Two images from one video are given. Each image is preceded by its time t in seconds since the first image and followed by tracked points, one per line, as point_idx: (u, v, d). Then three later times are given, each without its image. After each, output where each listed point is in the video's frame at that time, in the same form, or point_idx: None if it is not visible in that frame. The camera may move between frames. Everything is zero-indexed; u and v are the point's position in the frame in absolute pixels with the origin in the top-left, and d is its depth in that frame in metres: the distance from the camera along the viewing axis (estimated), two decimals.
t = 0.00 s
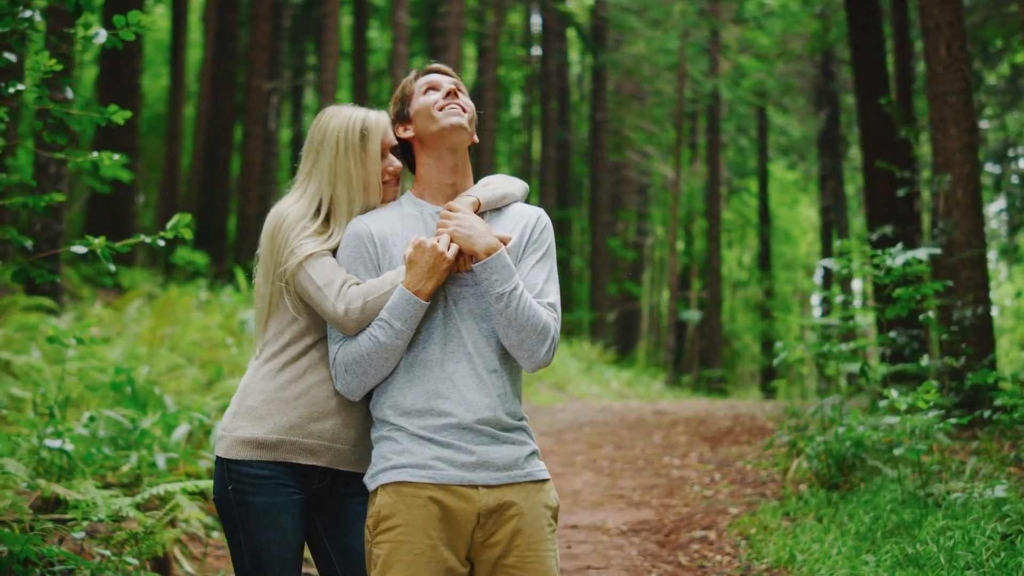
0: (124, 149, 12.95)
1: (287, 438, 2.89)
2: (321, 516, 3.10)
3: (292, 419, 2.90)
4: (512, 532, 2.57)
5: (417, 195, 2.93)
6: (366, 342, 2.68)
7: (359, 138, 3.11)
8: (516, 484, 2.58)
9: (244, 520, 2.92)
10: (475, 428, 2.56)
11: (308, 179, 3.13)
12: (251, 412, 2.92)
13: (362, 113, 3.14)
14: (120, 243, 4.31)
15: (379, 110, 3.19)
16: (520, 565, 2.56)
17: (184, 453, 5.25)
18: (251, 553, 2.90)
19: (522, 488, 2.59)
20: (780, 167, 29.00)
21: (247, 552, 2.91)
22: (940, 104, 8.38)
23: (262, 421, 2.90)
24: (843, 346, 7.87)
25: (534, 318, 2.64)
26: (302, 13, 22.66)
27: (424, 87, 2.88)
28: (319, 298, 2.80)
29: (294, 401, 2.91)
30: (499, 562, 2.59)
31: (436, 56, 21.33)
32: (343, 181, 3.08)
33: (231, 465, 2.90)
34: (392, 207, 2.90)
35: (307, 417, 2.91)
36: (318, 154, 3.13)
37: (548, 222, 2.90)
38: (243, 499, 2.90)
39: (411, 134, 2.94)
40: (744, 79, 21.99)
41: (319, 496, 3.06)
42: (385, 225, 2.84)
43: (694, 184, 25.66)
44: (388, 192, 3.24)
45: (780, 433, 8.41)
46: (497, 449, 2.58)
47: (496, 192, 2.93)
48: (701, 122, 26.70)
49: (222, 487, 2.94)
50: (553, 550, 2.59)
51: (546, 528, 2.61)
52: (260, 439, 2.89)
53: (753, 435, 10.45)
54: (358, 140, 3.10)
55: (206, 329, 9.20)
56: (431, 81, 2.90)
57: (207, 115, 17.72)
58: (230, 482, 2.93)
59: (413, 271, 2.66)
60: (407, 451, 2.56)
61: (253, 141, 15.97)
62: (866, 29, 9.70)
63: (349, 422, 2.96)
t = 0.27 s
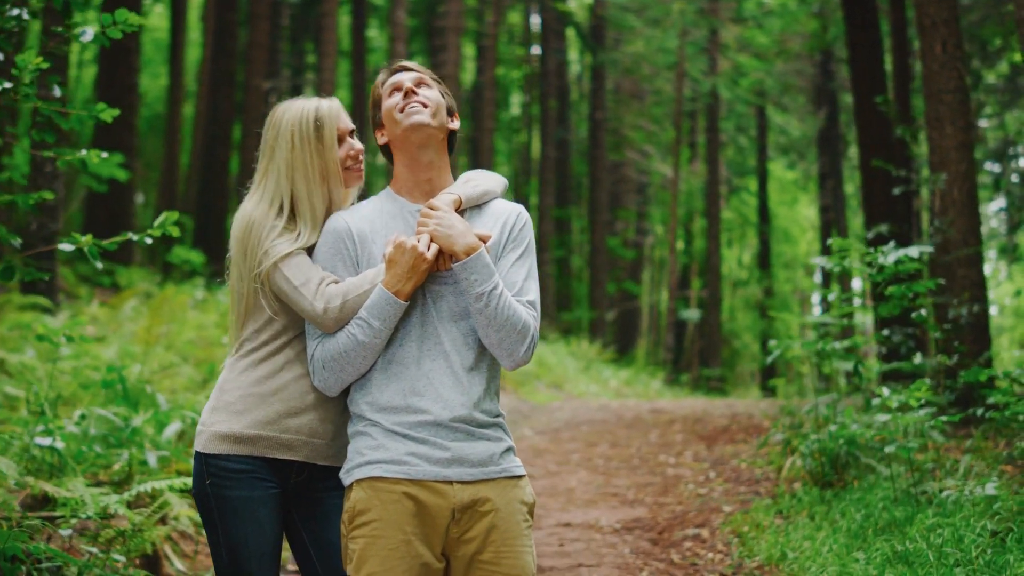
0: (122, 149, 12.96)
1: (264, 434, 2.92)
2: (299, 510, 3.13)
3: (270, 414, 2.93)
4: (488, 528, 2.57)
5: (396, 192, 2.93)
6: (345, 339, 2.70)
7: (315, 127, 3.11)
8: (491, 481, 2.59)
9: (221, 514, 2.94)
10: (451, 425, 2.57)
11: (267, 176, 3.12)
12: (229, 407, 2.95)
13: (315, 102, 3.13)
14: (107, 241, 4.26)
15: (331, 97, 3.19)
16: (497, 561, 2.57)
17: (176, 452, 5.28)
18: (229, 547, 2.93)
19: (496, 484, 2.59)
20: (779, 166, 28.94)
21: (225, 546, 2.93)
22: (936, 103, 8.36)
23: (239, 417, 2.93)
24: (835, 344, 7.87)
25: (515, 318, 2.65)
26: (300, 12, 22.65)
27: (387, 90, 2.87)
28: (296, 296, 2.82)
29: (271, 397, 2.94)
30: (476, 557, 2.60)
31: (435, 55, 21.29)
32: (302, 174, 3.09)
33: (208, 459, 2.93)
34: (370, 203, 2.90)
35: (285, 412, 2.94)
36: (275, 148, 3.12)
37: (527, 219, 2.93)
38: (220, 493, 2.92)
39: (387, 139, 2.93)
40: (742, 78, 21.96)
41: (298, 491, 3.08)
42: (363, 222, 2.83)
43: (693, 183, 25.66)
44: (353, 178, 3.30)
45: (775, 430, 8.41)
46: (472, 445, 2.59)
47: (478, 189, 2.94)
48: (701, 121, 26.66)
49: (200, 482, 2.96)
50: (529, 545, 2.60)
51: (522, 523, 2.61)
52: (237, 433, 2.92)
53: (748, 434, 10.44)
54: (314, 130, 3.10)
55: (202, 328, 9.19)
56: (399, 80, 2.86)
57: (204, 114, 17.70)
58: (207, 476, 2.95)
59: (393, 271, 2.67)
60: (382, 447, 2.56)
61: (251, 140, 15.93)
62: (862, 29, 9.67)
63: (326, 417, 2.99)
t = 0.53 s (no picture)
0: (125, 149, 12.96)
1: (252, 427, 2.94)
2: (286, 502, 3.12)
3: (256, 408, 2.96)
4: (468, 522, 2.60)
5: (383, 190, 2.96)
6: (328, 337, 2.70)
7: (280, 113, 3.11)
8: (470, 476, 2.62)
9: (209, 507, 2.95)
10: (433, 421, 2.59)
11: (234, 167, 3.12)
12: (216, 402, 2.96)
13: (279, 90, 3.14)
14: (99, 237, 4.26)
15: (294, 85, 3.20)
16: (476, 555, 2.60)
17: (171, 449, 5.31)
18: (216, 539, 2.92)
19: (475, 479, 2.62)
20: (784, 165, 28.88)
21: (212, 539, 2.94)
22: (937, 101, 8.31)
23: (227, 411, 2.95)
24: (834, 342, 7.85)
25: (501, 318, 2.70)
26: (304, 11, 22.63)
27: (355, 94, 2.88)
28: (280, 295, 2.82)
29: (257, 391, 2.98)
30: (455, 552, 2.62)
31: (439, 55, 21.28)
32: (268, 160, 3.09)
33: (196, 453, 2.94)
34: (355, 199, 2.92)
35: (271, 406, 2.97)
36: (241, 139, 3.12)
37: (511, 216, 2.95)
38: (208, 486, 2.94)
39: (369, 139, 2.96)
40: (747, 77, 21.92)
41: (284, 484, 3.09)
42: (346, 219, 2.84)
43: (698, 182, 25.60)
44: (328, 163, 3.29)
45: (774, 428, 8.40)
46: (452, 441, 2.62)
47: (462, 185, 2.95)
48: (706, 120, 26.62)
49: (187, 474, 2.97)
50: (509, 539, 2.64)
51: (502, 518, 2.64)
52: (224, 427, 2.94)
53: (750, 432, 10.44)
54: (279, 116, 3.10)
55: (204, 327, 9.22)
56: (364, 81, 2.87)
57: (209, 114, 17.74)
58: (194, 470, 2.96)
59: (378, 272, 2.68)
60: (361, 442, 2.58)
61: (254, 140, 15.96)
62: (865, 26, 9.64)
63: (312, 410, 3.04)
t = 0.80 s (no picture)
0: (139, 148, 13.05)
1: (267, 419, 2.95)
2: (297, 492, 3.14)
3: (268, 399, 2.96)
4: (461, 516, 2.65)
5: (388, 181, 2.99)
6: (330, 331, 2.72)
7: (278, 97, 3.09)
8: (461, 470, 2.66)
9: (222, 499, 2.95)
10: (429, 417, 2.64)
11: (231, 152, 3.08)
12: (230, 395, 2.95)
13: (274, 74, 3.13)
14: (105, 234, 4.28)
15: (288, 70, 3.18)
16: (469, 549, 2.65)
17: (181, 445, 5.35)
18: (228, 531, 2.94)
19: (466, 473, 2.66)
20: (800, 163, 28.71)
21: (223, 530, 2.95)
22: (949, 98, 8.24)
23: (242, 404, 2.95)
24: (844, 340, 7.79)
25: (505, 311, 2.73)
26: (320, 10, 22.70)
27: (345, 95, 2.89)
28: (282, 290, 2.80)
29: (269, 381, 2.98)
30: (446, 545, 2.67)
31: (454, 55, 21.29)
32: (268, 144, 3.07)
33: (211, 446, 2.94)
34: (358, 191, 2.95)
35: (282, 397, 2.97)
36: (238, 123, 3.09)
37: (510, 208, 2.96)
38: (223, 479, 2.94)
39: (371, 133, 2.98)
40: (763, 76, 21.81)
41: (294, 474, 3.11)
42: (346, 213, 2.85)
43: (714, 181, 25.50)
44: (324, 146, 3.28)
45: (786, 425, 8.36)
46: (444, 436, 2.65)
47: (460, 177, 2.95)
48: (722, 119, 26.49)
49: (201, 466, 2.97)
50: (503, 533, 2.69)
51: (495, 512, 2.69)
52: (240, 420, 2.94)
53: (763, 430, 10.39)
54: (277, 101, 3.09)
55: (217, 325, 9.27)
56: (354, 82, 2.86)
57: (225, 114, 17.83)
58: (208, 462, 2.95)
59: (381, 267, 2.69)
60: (352, 436, 2.62)
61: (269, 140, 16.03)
62: (880, 23, 9.56)
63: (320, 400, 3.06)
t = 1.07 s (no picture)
0: (167, 148, 13.19)
1: (290, 412, 2.92)
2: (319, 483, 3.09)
3: (290, 393, 2.92)
4: (465, 509, 2.72)
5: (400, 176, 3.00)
6: (346, 324, 2.75)
7: (296, 87, 3.03)
8: (467, 463, 2.73)
9: (245, 492, 2.91)
10: (436, 410, 2.70)
11: (249, 144, 3.01)
12: (254, 389, 2.92)
13: (290, 65, 3.06)
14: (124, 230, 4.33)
15: (303, 61, 3.11)
16: (474, 540, 2.72)
17: (203, 441, 5.40)
18: (249, 525, 2.90)
19: (473, 467, 2.73)
20: (830, 162, 28.41)
21: (245, 524, 2.91)
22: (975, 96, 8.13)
23: (265, 398, 2.91)
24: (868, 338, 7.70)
25: (517, 301, 2.74)
26: (347, 10, 22.78)
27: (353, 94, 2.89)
28: (298, 285, 2.79)
29: (291, 374, 2.94)
30: (451, 537, 2.75)
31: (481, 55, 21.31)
32: (288, 135, 3.00)
33: (235, 438, 2.90)
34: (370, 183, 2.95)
35: (304, 390, 2.94)
36: (254, 115, 3.02)
37: (522, 202, 2.92)
38: (246, 472, 2.90)
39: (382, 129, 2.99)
40: (791, 74, 21.61)
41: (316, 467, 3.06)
42: (358, 205, 2.84)
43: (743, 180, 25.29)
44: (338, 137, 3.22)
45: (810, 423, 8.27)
46: (450, 430, 2.72)
47: (472, 171, 2.94)
48: (751, 117, 26.28)
49: (223, 459, 2.93)
50: (510, 526, 2.75)
51: (501, 505, 2.76)
52: (262, 414, 2.90)
53: (789, 428, 10.30)
54: (297, 91, 3.02)
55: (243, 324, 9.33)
56: (361, 81, 2.87)
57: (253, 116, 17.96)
58: (233, 455, 2.91)
59: (396, 260, 2.70)
60: (359, 430, 2.69)
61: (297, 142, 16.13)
62: (910, 18, 9.41)
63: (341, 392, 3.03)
